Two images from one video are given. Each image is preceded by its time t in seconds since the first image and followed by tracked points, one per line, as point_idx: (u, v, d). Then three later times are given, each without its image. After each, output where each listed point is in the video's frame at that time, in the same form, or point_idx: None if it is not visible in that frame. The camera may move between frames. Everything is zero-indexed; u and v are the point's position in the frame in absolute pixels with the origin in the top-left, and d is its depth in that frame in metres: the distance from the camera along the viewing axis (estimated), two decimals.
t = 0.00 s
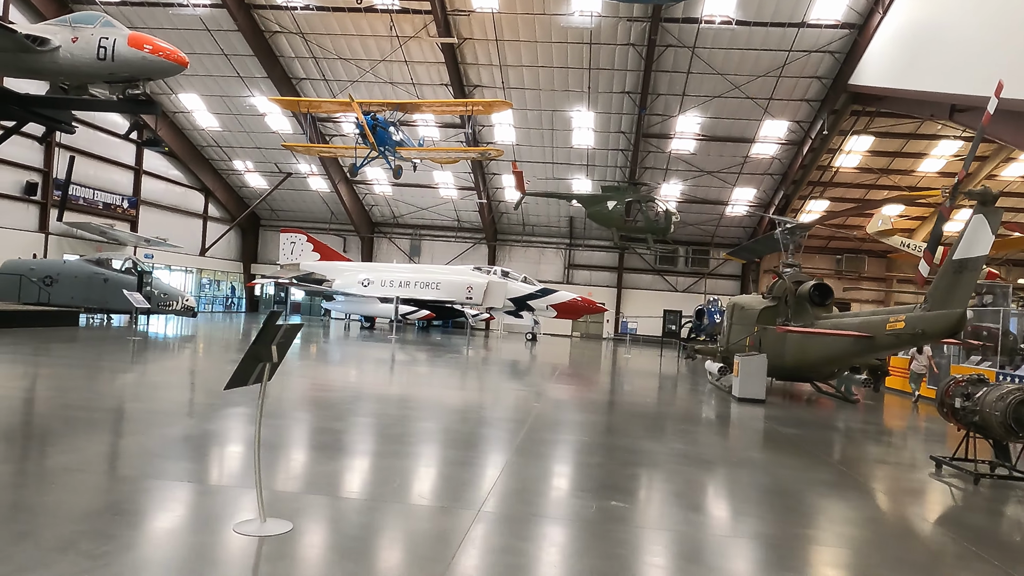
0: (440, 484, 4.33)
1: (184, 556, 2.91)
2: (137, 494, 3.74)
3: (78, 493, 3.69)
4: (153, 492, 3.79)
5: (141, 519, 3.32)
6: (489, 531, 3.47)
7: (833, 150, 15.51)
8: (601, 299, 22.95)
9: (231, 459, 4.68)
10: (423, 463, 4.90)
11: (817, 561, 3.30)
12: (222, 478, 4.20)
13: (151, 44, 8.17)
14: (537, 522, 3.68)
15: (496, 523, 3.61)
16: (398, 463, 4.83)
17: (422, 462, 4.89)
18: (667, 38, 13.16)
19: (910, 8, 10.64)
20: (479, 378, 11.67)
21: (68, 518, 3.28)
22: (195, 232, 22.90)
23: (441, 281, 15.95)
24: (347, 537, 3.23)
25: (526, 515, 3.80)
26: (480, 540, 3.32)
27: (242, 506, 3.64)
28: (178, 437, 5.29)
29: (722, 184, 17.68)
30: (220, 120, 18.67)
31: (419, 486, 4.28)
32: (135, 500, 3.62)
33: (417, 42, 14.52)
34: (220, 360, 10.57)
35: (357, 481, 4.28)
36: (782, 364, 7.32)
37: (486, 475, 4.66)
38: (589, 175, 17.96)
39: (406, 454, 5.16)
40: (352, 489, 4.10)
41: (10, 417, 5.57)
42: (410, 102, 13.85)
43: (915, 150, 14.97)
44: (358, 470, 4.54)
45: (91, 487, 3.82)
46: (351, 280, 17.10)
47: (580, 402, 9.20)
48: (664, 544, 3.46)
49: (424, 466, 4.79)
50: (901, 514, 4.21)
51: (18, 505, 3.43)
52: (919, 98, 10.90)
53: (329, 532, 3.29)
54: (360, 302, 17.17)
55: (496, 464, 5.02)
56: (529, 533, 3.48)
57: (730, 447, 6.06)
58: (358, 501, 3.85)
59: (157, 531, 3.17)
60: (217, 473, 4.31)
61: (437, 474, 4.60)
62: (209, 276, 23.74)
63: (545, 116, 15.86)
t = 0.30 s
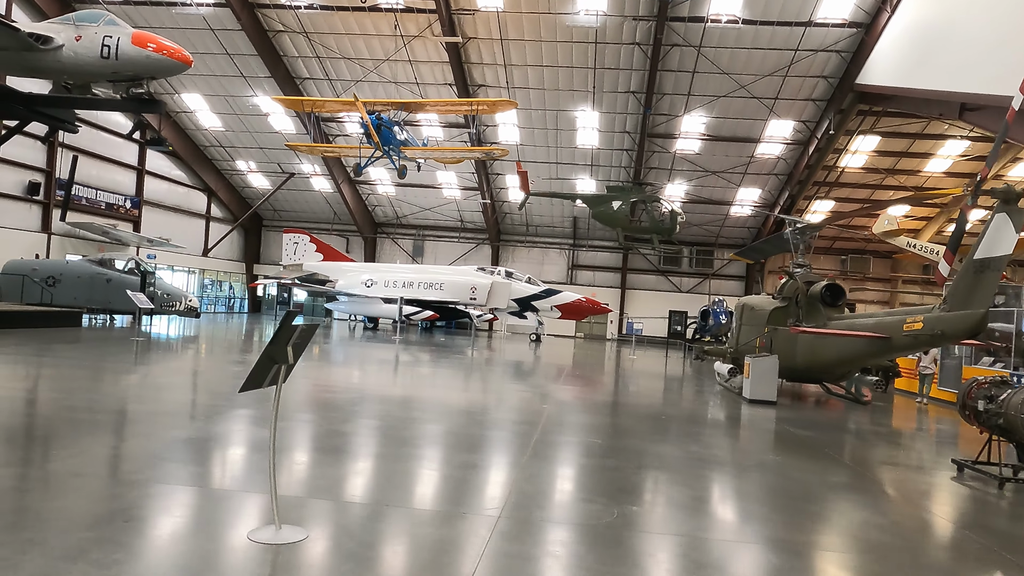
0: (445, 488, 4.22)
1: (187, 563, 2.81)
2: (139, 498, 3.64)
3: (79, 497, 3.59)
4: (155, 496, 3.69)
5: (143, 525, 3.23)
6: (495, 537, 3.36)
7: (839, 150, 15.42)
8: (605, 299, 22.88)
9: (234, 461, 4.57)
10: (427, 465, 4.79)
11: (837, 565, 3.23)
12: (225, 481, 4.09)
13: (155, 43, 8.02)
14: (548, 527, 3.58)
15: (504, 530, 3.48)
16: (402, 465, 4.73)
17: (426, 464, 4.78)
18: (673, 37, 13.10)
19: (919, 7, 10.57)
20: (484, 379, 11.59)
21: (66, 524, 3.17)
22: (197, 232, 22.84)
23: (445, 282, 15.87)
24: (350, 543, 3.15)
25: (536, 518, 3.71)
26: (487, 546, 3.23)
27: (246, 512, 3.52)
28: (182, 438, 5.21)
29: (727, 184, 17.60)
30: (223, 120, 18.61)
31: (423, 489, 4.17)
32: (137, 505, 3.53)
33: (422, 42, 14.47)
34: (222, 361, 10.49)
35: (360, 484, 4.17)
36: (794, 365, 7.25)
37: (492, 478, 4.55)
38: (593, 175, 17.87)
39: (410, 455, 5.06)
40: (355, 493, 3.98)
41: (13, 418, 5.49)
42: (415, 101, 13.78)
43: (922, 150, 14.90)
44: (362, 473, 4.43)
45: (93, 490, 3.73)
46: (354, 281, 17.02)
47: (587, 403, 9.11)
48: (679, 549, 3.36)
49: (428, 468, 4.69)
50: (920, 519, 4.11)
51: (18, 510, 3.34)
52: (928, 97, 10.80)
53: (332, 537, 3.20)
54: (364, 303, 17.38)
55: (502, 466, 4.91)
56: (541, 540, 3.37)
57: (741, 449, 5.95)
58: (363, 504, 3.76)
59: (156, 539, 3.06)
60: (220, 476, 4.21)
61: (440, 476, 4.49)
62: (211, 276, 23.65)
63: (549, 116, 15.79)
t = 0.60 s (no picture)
0: (443, 496, 4.12)
1: None
2: (136, 510, 3.52)
3: (76, 509, 3.47)
4: (152, 507, 3.58)
5: (141, 538, 3.12)
6: (493, 547, 3.28)
7: (839, 151, 15.36)
8: (605, 300, 22.80)
9: (233, 469, 4.46)
10: (423, 471, 4.68)
11: None
12: (223, 490, 3.98)
13: (152, 42, 7.89)
14: (557, 537, 3.49)
15: (503, 540, 3.40)
16: (400, 472, 4.62)
17: (421, 471, 4.67)
18: (674, 37, 13.04)
19: (922, 7, 10.52)
20: (485, 381, 11.49)
21: (62, 537, 3.07)
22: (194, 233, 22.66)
23: (444, 283, 15.75)
24: (348, 556, 3.05)
25: (545, 528, 3.61)
26: (489, 558, 3.13)
27: (240, 522, 3.43)
28: (181, 444, 5.09)
29: (727, 184, 17.54)
30: (221, 120, 18.46)
31: (420, 497, 4.08)
32: (133, 517, 3.41)
33: (421, 41, 14.36)
34: (220, 363, 10.35)
35: (356, 493, 4.06)
36: (801, 368, 7.17)
37: (490, 485, 4.45)
38: (593, 175, 17.78)
39: (409, 462, 4.95)
40: (351, 502, 3.88)
41: (9, 424, 5.37)
42: (414, 101, 13.68)
43: (923, 150, 14.88)
44: (358, 481, 4.32)
45: (90, 502, 3.61)
46: (352, 282, 16.89)
47: (590, 406, 9.02)
48: (696, 562, 3.27)
49: (425, 475, 4.58)
50: (933, 527, 4.05)
51: (13, 524, 3.22)
52: (932, 96, 10.74)
53: (330, 550, 3.09)
54: (364, 304, 17.31)
55: (500, 472, 4.81)
56: (544, 550, 3.30)
57: (749, 453, 5.87)
58: (361, 514, 3.65)
59: (150, 553, 2.96)
60: (217, 484, 4.09)
61: (437, 484, 4.38)
62: (209, 277, 23.44)
63: (549, 115, 15.70)
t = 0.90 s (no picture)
0: (444, 502, 4.00)
1: None
2: (131, 519, 3.39)
3: (72, 520, 3.34)
4: (148, 517, 3.44)
5: (135, 551, 2.98)
6: (492, 556, 3.15)
7: (839, 149, 15.34)
8: (603, 299, 22.75)
9: (230, 475, 4.33)
10: (421, 476, 4.55)
11: None
12: (220, 497, 3.85)
13: (149, 40, 7.77)
14: (568, 546, 3.37)
15: (505, 548, 3.29)
16: (398, 477, 4.49)
17: (418, 476, 4.53)
18: (674, 35, 12.99)
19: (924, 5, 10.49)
20: (486, 382, 11.40)
21: (55, 550, 2.93)
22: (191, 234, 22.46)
23: (443, 283, 15.64)
24: (355, 567, 2.93)
25: (558, 535, 3.51)
26: (500, 568, 3.02)
27: (234, 532, 3.28)
28: (181, 449, 4.98)
29: (726, 183, 17.50)
30: (217, 120, 18.29)
31: (420, 503, 3.94)
32: (130, 527, 3.28)
33: (419, 40, 14.24)
34: (218, 366, 10.22)
35: (353, 500, 3.92)
36: (807, 368, 7.13)
37: (489, 489, 4.32)
38: (592, 175, 17.71)
39: (413, 466, 4.84)
40: (349, 510, 3.73)
41: (4, 429, 5.24)
42: (413, 101, 13.58)
43: (922, 148, 14.89)
44: (355, 486, 4.19)
45: (86, 511, 3.49)
46: (350, 282, 16.77)
47: (593, 407, 8.94)
48: (716, 570, 3.17)
49: (422, 479, 4.45)
50: (950, 530, 3.96)
51: (6, 536, 3.09)
52: (933, 94, 10.69)
53: (339, 561, 2.98)
54: (362, 305, 17.19)
55: (501, 476, 4.69)
56: (552, 559, 3.17)
57: (756, 455, 5.78)
58: (364, 522, 3.53)
59: (140, 567, 2.81)
60: (214, 491, 3.96)
61: (434, 489, 4.25)
62: (205, 279, 23.24)
63: (548, 114, 15.61)
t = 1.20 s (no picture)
0: (446, 503, 3.90)
1: None
2: (133, 523, 3.30)
3: (69, 522, 3.24)
4: (145, 521, 3.34)
5: (132, 556, 2.88)
6: (493, 560, 3.06)
7: (839, 147, 15.34)
8: (602, 298, 22.71)
9: (227, 476, 4.22)
10: (420, 477, 4.44)
11: None
12: (218, 499, 3.75)
13: (147, 38, 7.68)
14: (579, 549, 3.29)
15: (513, 552, 3.20)
16: (397, 478, 4.38)
17: (418, 477, 4.43)
18: (674, 33, 12.94)
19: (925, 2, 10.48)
20: (487, 382, 11.32)
21: (49, 555, 2.83)
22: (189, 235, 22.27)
23: (442, 283, 15.53)
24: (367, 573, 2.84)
25: (572, 538, 3.43)
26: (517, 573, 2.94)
27: (230, 537, 3.16)
28: (183, 450, 4.87)
29: (725, 182, 17.49)
30: (215, 120, 18.12)
31: (420, 505, 3.84)
32: (132, 530, 3.18)
33: (418, 38, 14.13)
34: (217, 366, 10.11)
35: (352, 502, 3.81)
36: (813, 367, 7.11)
37: (488, 491, 4.23)
38: (590, 173, 17.65)
39: (420, 466, 4.75)
40: (348, 512, 3.63)
41: None
42: (412, 99, 13.47)
43: (921, 146, 14.92)
44: (354, 488, 4.08)
45: (83, 513, 3.39)
46: (349, 282, 16.65)
47: (595, 405, 8.88)
48: (730, 573, 3.09)
49: (421, 481, 4.35)
50: (966, 531, 3.89)
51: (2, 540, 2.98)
52: (935, 92, 10.66)
53: (350, 566, 2.89)
54: (360, 304, 17.06)
55: (505, 477, 4.59)
56: (559, 563, 3.08)
57: (762, 454, 5.72)
58: (373, 526, 3.44)
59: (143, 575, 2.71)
60: (211, 493, 3.85)
61: (434, 490, 4.14)
62: (202, 279, 23.06)
63: (547, 113, 15.54)
